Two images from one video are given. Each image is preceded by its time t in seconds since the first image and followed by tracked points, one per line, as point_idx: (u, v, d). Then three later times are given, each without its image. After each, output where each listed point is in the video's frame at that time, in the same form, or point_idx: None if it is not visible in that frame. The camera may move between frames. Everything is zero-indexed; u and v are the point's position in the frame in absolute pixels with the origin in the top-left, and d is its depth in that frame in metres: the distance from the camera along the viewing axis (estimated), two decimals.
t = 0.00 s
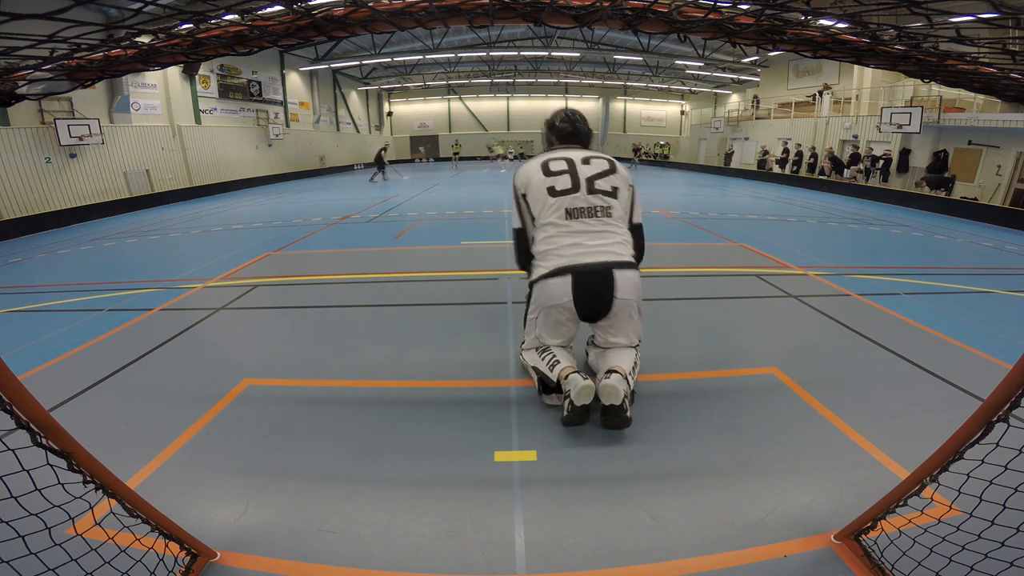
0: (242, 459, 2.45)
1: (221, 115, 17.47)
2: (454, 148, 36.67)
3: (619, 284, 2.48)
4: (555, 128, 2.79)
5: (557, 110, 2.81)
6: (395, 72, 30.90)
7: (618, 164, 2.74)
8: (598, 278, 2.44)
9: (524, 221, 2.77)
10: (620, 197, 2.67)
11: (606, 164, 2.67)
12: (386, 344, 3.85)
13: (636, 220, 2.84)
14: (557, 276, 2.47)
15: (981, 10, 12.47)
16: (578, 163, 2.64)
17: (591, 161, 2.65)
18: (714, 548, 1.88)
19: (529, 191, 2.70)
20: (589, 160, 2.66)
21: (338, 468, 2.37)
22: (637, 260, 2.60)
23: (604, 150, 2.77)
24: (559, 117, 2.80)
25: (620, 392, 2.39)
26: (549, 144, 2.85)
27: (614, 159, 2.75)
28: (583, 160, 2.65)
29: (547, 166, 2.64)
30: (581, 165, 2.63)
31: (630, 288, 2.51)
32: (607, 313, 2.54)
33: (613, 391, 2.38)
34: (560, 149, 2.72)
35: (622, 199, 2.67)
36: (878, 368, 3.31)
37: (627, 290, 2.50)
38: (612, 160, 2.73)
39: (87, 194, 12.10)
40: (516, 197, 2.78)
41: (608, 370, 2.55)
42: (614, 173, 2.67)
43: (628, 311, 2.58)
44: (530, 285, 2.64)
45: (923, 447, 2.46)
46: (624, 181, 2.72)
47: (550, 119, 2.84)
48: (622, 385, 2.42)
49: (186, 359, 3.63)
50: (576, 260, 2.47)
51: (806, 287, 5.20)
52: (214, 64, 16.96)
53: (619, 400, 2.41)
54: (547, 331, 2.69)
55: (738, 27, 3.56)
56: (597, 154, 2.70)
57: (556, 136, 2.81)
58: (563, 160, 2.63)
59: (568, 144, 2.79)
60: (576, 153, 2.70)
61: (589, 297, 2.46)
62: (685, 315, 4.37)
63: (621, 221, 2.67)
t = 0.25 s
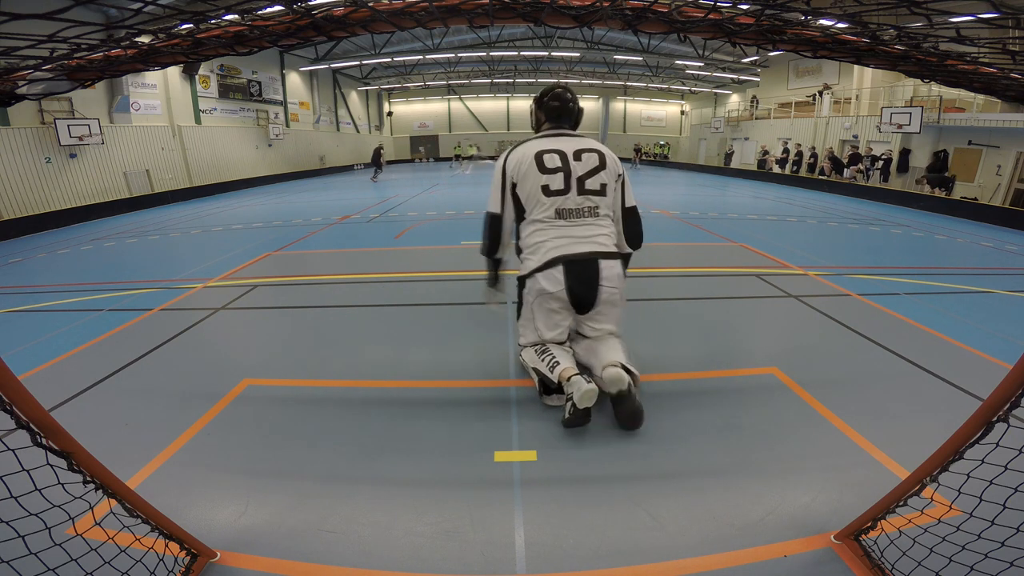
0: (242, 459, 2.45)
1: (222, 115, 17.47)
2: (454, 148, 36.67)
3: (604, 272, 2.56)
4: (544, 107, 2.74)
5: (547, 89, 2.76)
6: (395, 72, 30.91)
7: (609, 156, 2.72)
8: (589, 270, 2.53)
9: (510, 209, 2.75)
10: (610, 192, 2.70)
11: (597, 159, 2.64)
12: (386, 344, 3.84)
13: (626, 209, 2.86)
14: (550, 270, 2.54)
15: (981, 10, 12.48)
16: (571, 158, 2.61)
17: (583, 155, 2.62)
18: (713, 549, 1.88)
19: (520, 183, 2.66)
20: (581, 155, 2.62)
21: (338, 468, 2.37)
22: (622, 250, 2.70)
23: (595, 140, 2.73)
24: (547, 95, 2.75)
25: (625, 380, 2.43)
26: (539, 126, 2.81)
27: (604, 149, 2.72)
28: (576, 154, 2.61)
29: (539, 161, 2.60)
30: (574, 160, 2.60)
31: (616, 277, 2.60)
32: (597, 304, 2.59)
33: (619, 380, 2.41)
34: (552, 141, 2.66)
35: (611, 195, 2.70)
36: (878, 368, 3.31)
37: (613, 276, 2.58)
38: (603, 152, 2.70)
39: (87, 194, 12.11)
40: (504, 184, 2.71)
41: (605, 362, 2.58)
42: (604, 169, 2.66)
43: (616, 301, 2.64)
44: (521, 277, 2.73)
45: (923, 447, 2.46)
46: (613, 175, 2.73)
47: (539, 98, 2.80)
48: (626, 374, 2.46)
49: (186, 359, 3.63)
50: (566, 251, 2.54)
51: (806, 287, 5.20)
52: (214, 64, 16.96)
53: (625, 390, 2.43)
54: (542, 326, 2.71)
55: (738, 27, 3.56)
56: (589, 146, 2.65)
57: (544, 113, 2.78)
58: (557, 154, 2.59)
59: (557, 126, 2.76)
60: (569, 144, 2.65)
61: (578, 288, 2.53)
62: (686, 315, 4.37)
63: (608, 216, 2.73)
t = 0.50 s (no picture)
0: (243, 459, 2.45)
1: (221, 115, 17.47)
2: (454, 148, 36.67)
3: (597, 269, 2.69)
4: (563, 105, 2.74)
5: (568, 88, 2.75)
6: (395, 72, 30.92)
7: (614, 164, 2.76)
8: (586, 270, 2.64)
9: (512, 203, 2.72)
10: (610, 198, 2.76)
11: (603, 167, 2.68)
12: (386, 344, 3.85)
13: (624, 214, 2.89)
14: (550, 268, 2.61)
15: (981, 10, 12.46)
16: (578, 162, 2.63)
17: (592, 162, 2.65)
18: (713, 549, 1.88)
19: (526, 179, 2.66)
20: (590, 160, 2.64)
21: (338, 468, 2.37)
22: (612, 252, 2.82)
23: (603, 146, 2.76)
24: (569, 95, 2.74)
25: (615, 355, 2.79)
26: (553, 121, 2.80)
27: (610, 156, 2.75)
28: (584, 158, 2.63)
29: (548, 161, 2.60)
30: (581, 165, 2.63)
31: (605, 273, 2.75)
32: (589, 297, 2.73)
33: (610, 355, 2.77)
34: (563, 140, 2.65)
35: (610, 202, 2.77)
36: (878, 369, 3.31)
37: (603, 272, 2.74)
38: (609, 160, 2.74)
39: (87, 194, 12.11)
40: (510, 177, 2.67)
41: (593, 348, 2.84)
42: (609, 177, 2.72)
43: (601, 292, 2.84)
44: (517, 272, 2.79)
45: (923, 447, 2.46)
46: (616, 183, 2.78)
47: (559, 94, 2.79)
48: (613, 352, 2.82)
49: (186, 359, 3.63)
50: (567, 249, 2.61)
51: (806, 287, 5.19)
52: (214, 64, 16.96)
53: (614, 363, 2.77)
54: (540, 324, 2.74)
55: (738, 27, 3.55)
56: (597, 152, 2.68)
57: (562, 111, 2.77)
58: (565, 157, 2.61)
59: (573, 125, 2.77)
60: (578, 146, 2.65)
61: (576, 284, 2.64)
62: (685, 315, 4.37)
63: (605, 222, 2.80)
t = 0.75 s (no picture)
0: (243, 459, 2.45)
1: (221, 115, 17.47)
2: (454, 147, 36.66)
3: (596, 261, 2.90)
4: (571, 102, 2.89)
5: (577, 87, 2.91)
6: (395, 72, 30.94)
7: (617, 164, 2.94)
8: (584, 261, 2.82)
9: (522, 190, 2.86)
10: (611, 196, 2.95)
11: (607, 167, 2.87)
12: (386, 344, 3.85)
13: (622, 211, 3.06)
14: (551, 256, 2.80)
15: (980, 10, 12.47)
16: (586, 159, 2.80)
17: (597, 160, 2.83)
18: (713, 548, 1.88)
19: (536, 169, 2.81)
20: (595, 159, 2.83)
21: (338, 468, 2.37)
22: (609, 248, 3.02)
23: (608, 146, 2.93)
24: (577, 94, 2.88)
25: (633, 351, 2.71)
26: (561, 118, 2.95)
27: (614, 156, 2.94)
28: (592, 156, 2.81)
29: (558, 155, 2.77)
30: (589, 163, 2.81)
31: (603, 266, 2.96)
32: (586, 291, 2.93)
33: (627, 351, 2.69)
34: (572, 136, 2.81)
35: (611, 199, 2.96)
36: (879, 369, 3.31)
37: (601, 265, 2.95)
38: (613, 160, 2.92)
39: (87, 194, 12.11)
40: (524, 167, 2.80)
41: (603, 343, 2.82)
42: (611, 176, 2.90)
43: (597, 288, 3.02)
44: (516, 257, 2.98)
45: (923, 447, 2.46)
46: (617, 182, 2.96)
47: (568, 93, 2.93)
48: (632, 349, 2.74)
49: (186, 359, 3.63)
50: (570, 240, 2.80)
51: (806, 287, 5.19)
52: (214, 64, 16.96)
53: (631, 358, 2.71)
54: (528, 311, 2.95)
55: (738, 27, 3.55)
56: (603, 152, 2.86)
57: (570, 109, 2.91)
58: (575, 153, 2.78)
59: (579, 122, 2.91)
60: (587, 144, 2.82)
61: (575, 277, 2.82)
62: (685, 315, 4.37)
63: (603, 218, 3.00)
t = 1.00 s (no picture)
0: (243, 459, 2.45)
1: (221, 115, 17.47)
2: (454, 147, 36.66)
3: (580, 260, 3.01)
4: (548, 103, 2.97)
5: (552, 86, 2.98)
6: (395, 72, 30.95)
7: (602, 162, 3.02)
8: (569, 259, 2.95)
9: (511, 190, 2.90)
10: (599, 194, 3.03)
11: (593, 166, 2.94)
12: (385, 344, 3.85)
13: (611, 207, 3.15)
14: (538, 255, 2.93)
15: (980, 10, 12.47)
16: (572, 160, 2.88)
17: (583, 160, 2.90)
18: (713, 548, 1.88)
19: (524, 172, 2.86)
20: (581, 159, 2.90)
21: (338, 467, 2.37)
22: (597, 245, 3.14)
23: (593, 144, 2.99)
24: (554, 94, 2.97)
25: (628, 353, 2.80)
26: (540, 118, 3.02)
27: (601, 156, 3.01)
28: (578, 157, 2.88)
29: (545, 158, 2.84)
30: (575, 164, 2.88)
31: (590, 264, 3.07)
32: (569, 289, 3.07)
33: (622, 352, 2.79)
34: (558, 138, 2.87)
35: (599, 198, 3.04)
36: (879, 369, 3.31)
37: (587, 263, 3.05)
38: (598, 158, 2.99)
39: (87, 194, 12.11)
40: (514, 167, 2.82)
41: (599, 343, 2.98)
42: (597, 175, 2.98)
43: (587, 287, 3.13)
44: (505, 253, 3.09)
45: (923, 447, 2.46)
46: (603, 180, 3.04)
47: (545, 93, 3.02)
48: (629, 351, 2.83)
49: (187, 359, 3.63)
50: (554, 240, 2.92)
51: (806, 287, 5.19)
52: (214, 64, 16.97)
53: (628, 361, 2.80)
54: (510, 299, 3.17)
55: (738, 27, 3.55)
56: (589, 152, 2.93)
57: (547, 109, 2.99)
58: (561, 155, 2.85)
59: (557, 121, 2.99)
60: (573, 145, 2.89)
61: (558, 275, 2.98)
62: (685, 315, 4.38)
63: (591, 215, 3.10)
